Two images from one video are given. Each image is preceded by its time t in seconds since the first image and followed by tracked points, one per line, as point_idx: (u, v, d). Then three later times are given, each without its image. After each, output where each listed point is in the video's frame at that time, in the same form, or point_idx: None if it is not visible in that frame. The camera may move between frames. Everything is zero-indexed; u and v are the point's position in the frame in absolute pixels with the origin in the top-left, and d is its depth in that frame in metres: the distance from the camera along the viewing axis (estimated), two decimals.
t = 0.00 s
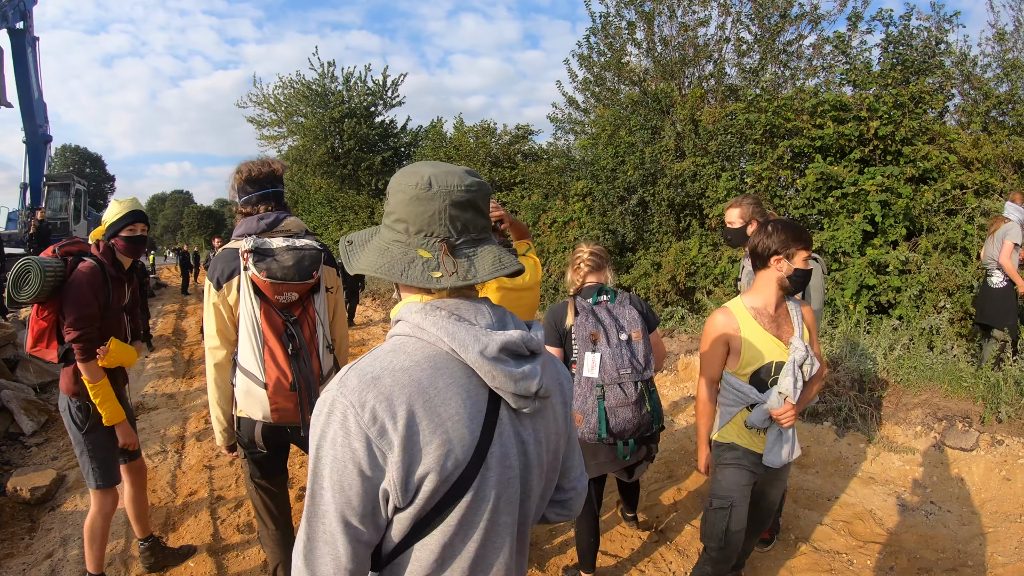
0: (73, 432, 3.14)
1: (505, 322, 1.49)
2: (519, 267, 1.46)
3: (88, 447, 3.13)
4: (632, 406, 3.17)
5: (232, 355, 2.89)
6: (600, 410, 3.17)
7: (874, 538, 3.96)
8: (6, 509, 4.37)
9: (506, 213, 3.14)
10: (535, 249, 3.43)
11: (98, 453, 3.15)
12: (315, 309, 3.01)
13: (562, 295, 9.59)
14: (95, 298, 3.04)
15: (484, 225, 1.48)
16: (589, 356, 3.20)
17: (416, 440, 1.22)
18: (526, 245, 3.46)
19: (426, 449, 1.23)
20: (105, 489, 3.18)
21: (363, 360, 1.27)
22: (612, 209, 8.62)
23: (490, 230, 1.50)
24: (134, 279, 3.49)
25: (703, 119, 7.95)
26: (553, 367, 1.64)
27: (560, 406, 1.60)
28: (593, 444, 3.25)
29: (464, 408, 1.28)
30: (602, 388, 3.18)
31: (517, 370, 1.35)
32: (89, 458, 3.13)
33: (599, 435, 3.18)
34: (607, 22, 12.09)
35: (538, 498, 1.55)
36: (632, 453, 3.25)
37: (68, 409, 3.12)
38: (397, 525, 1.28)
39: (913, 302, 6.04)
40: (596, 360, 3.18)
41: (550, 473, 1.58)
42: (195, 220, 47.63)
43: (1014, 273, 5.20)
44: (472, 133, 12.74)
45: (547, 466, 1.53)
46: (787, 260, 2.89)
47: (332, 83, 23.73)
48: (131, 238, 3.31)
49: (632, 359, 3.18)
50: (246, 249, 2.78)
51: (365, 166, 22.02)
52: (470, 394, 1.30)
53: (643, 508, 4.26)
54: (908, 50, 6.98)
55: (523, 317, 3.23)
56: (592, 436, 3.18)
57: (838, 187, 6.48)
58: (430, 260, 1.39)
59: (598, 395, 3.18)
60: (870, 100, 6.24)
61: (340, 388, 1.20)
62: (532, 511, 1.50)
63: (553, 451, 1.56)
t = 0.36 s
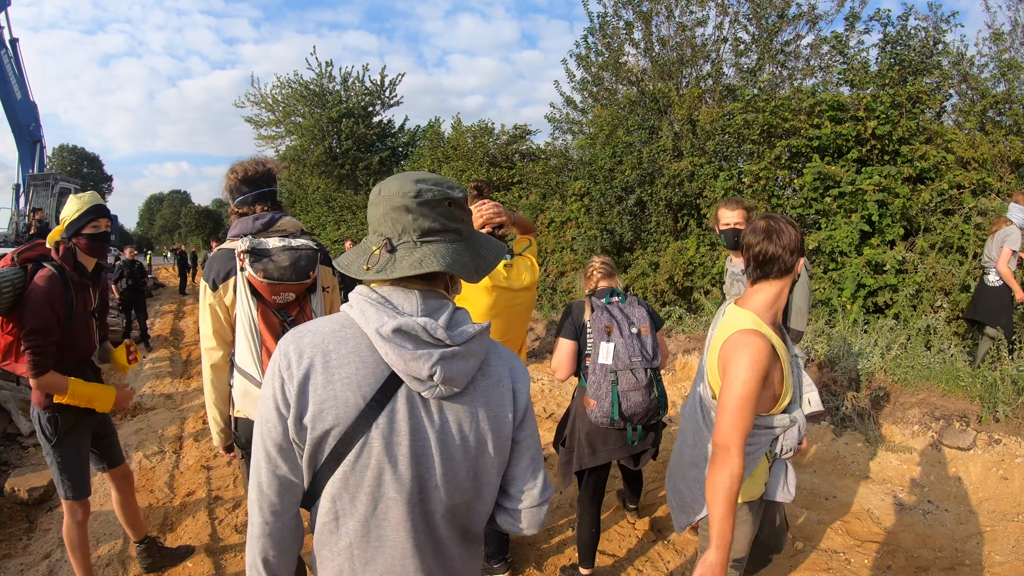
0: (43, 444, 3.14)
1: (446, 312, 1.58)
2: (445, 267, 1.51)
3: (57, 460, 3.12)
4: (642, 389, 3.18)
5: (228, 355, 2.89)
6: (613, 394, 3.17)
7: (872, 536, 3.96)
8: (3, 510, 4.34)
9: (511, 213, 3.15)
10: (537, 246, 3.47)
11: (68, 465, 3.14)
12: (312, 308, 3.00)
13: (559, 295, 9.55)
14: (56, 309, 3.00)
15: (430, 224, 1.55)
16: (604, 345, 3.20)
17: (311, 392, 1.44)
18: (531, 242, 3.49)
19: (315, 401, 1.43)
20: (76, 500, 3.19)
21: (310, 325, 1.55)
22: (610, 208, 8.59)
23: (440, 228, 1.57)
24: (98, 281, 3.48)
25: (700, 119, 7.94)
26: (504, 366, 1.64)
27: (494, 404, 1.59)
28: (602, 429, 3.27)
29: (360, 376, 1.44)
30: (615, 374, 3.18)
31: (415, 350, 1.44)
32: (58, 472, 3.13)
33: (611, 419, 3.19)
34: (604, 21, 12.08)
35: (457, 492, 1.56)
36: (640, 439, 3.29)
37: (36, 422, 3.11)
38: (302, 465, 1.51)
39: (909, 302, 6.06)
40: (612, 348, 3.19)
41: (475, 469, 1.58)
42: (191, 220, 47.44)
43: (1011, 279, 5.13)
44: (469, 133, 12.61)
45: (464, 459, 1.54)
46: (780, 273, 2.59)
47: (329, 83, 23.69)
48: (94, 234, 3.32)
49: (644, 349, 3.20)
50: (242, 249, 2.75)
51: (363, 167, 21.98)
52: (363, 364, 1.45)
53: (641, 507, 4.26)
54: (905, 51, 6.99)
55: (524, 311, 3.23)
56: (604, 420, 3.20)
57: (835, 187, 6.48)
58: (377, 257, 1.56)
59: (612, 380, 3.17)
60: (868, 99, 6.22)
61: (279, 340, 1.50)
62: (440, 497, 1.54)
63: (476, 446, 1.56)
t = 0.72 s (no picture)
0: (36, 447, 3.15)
1: (369, 310, 1.53)
2: (389, 263, 1.56)
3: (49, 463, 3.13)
4: (669, 357, 3.30)
5: (226, 357, 2.88)
6: (643, 360, 3.26)
7: (868, 535, 3.97)
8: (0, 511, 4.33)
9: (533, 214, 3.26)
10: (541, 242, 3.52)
11: (59, 469, 3.14)
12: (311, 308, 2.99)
13: (555, 294, 9.52)
14: (28, 311, 3.00)
15: (383, 223, 1.62)
16: (634, 320, 3.29)
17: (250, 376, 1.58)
18: (538, 241, 3.55)
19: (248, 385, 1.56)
20: (70, 503, 3.16)
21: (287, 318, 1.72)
22: (606, 208, 8.58)
23: (392, 226, 1.62)
24: (80, 278, 3.43)
25: (697, 119, 7.95)
26: (414, 378, 1.45)
27: (390, 416, 1.43)
28: (628, 397, 3.33)
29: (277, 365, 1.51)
30: (643, 345, 3.28)
31: (307, 345, 1.44)
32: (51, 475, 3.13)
33: (640, 383, 3.26)
34: (601, 22, 12.09)
35: (354, 502, 1.48)
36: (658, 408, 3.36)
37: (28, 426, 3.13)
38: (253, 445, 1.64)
39: (905, 301, 6.10)
40: (641, 322, 3.29)
41: (373, 481, 1.46)
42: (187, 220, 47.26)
43: None
44: (466, 133, 12.56)
45: (357, 466, 1.45)
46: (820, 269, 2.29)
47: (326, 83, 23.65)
48: (73, 231, 3.29)
49: (669, 328, 3.33)
50: (240, 249, 2.77)
51: (360, 166, 21.92)
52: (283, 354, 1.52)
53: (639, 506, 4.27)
54: (901, 52, 7.01)
55: (521, 311, 3.24)
56: (633, 385, 3.26)
57: (831, 187, 6.49)
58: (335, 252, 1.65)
59: (642, 348, 3.26)
60: (864, 100, 6.22)
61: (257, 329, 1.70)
62: (335, 502, 1.48)
63: (370, 458, 1.44)
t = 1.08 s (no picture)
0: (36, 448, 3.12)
1: (284, 303, 1.57)
2: (291, 265, 1.58)
3: (49, 463, 3.10)
4: (667, 354, 3.25)
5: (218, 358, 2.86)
6: (642, 356, 3.20)
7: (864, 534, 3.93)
8: None
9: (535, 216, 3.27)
10: (538, 242, 3.52)
11: (63, 468, 3.12)
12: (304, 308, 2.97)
13: (551, 293, 9.48)
14: (33, 309, 2.99)
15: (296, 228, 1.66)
16: (633, 317, 3.25)
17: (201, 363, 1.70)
18: (535, 243, 3.56)
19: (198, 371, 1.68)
20: (71, 501, 3.13)
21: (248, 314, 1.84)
22: (602, 209, 8.62)
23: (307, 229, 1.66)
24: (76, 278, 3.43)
25: (692, 119, 7.93)
26: (310, 367, 1.45)
27: (285, 405, 1.44)
28: (625, 391, 3.33)
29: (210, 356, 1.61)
30: (643, 341, 3.22)
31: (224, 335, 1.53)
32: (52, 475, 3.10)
33: (639, 378, 3.19)
34: (596, 22, 12.09)
35: (261, 490, 1.50)
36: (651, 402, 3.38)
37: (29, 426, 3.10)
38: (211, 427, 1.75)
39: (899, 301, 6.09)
40: (639, 319, 3.25)
41: (276, 467, 1.46)
42: (182, 220, 46.99)
43: None
44: (462, 133, 12.50)
45: (260, 451, 1.46)
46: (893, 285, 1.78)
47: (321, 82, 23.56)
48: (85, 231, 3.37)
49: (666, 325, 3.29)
50: (232, 251, 2.72)
51: (355, 166, 21.85)
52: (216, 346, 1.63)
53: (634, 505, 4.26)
54: (896, 52, 7.02)
55: (517, 312, 3.25)
56: (631, 380, 3.20)
57: (826, 186, 6.39)
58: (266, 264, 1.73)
59: (641, 344, 3.20)
60: (859, 100, 6.19)
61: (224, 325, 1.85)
62: (248, 487, 1.50)
63: (268, 446, 1.46)
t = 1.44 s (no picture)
0: (33, 446, 3.11)
1: (228, 307, 1.62)
2: (225, 269, 1.68)
3: (48, 462, 3.10)
4: (636, 357, 3.73)
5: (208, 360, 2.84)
6: (615, 360, 3.66)
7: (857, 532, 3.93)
8: None
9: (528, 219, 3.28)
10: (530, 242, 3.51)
11: (62, 468, 3.13)
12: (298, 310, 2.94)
13: (543, 294, 9.46)
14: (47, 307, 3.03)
15: (247, 233, 1.80)
16: (606, 323, 3.71)
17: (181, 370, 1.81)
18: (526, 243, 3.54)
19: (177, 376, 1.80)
20: (66, 501, 3.15)
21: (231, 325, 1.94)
22: (594, 208, 8.34)
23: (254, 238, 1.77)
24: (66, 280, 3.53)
25: (685, 119, 7.90)
26: (233, 368, 1.46)
27: (210, 405, 1.46)
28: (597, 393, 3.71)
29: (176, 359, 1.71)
30: (616, 347, 3.69)
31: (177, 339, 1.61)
32: (51, 474, 3.10)
33: (613, 381, 3.63)
34: (589, 22, 12.08)
35: (198, 490, 1.52)
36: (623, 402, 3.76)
37: (27, 424, 3.09)
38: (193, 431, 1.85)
39: (891, 300, 5.86)
40: (612, 325, 3.72)
41: (206, 468, 1.48)
42: (174, 220, 46.64)
43: None
44: (454, 133, 12.43)
45: (193, 450, 1.49)
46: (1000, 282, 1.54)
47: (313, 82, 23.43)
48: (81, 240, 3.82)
49: (634, 329, 3.77)
50: (222, 251, 2.69)
51: (347, 165, 21.74)
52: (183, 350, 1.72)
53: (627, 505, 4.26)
54: (888, 51, 7.03)
55: (510, 313, 3.26)
56: (606, 383, 3.63)
57: (818, 185, 6.35)
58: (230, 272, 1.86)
59: (614, 351, 3.68)
60: (850, 100, 6.13)
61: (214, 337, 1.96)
62: (190, 487, 1.54)
63: (199, 445, 1.48)
